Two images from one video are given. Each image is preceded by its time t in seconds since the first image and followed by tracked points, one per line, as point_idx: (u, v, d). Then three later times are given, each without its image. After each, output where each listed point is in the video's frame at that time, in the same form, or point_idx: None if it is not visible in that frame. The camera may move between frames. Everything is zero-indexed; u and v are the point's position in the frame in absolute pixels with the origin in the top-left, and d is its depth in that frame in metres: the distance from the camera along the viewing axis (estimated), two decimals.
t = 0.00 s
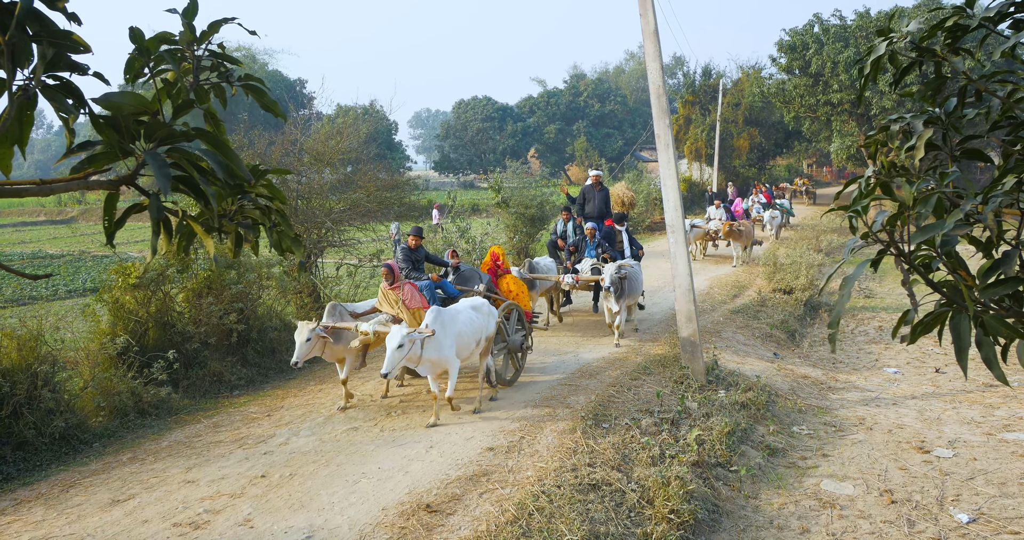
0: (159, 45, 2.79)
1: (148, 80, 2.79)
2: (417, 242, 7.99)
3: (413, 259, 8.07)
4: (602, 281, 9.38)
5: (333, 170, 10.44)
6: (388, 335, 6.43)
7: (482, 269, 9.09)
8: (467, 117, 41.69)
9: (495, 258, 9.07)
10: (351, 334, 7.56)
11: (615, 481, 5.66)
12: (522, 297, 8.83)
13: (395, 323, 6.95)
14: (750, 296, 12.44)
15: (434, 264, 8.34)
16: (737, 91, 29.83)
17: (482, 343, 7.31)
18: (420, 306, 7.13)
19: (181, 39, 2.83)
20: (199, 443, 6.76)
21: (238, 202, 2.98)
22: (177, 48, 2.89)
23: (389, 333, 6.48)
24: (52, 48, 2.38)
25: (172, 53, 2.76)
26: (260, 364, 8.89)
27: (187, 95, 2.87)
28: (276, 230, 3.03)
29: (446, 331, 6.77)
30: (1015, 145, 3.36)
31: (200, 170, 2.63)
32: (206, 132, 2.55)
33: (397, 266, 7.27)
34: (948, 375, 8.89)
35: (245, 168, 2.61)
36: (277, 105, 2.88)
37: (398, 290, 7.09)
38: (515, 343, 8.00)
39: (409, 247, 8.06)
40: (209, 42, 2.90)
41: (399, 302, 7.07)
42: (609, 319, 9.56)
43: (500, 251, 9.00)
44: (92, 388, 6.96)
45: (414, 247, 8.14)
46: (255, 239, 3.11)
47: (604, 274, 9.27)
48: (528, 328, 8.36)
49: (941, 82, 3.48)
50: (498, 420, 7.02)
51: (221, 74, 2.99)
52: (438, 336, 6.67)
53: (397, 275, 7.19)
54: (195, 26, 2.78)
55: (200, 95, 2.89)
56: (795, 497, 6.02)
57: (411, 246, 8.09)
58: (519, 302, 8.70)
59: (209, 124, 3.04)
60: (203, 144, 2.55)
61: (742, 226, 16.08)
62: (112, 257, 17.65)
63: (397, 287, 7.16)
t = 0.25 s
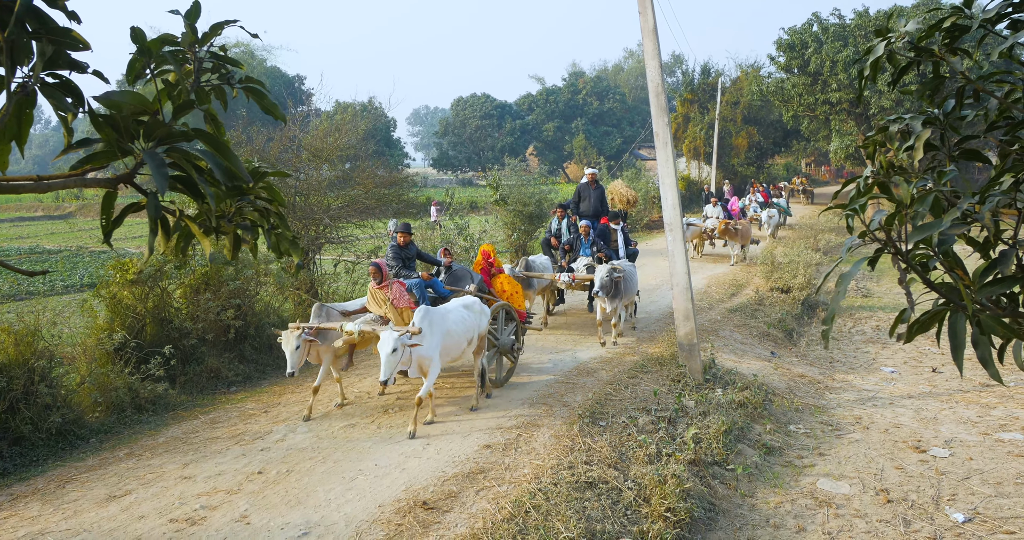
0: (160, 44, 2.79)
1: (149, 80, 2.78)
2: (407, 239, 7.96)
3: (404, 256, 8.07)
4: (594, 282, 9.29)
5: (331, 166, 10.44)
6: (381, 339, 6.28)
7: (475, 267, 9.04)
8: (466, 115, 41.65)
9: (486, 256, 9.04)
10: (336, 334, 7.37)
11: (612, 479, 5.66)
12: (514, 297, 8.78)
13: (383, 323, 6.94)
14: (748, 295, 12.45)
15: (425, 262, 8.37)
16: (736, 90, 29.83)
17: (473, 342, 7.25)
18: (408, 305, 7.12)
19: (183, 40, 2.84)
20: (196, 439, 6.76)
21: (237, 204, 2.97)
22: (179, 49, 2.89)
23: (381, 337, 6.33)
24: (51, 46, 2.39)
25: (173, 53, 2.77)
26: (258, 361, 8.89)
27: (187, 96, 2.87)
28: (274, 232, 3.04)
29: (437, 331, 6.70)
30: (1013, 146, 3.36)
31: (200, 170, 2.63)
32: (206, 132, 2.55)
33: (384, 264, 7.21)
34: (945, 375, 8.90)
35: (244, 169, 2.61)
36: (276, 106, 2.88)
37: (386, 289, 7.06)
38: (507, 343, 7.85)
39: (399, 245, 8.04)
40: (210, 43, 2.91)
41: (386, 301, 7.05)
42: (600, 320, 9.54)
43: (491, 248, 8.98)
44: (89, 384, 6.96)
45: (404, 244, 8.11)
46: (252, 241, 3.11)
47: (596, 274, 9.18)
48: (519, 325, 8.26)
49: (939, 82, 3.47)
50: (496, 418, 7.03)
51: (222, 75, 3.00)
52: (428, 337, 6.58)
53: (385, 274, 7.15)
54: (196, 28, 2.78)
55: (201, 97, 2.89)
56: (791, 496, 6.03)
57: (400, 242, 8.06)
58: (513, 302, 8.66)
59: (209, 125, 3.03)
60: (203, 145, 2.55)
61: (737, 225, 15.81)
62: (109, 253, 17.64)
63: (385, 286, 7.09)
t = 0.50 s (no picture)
0: (155, 34, 2.78)
1: (144, 70, 2.76)
2: (397, 236, 7.91)
3: (393, 253, 7.97)
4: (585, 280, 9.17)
5: (329, 160, 10.43)
6: (371, 335, 6.22)
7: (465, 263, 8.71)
8: (464, 110, 41.60)
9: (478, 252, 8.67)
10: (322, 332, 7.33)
11: (608, 473, 5.67)
12: (505, 294, 8.51)
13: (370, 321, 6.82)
14: (745, 290, 12.46)
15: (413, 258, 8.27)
16: (734, 86, 29.81)
17: (463, 339, 7.20)
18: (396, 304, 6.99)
19: (178, 28, 2.83)
20: (192, 433, 6.76)
21: (234, 194, 2.96)
22: (173, 38, 2.87)
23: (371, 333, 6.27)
24: (46, 37, 2.38)
25: (168, 42, 2.76)
26: (254, 354, 8.89)
27: (183, 85, 2.85)
28: (272, 222, 3.03)
29: (424, 328, 6.67)
30: (1012, 140, 3.36)
31: (196, 161, 2.63)
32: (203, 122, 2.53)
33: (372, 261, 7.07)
34: (941, 371, 8.92)
35: (241, 159, 2.60)
36: (272, 95, 2.87)
37: (372, 288, 6.93)
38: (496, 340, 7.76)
39: (389, 241, 7.95)
40: (205, 31, 2.90)
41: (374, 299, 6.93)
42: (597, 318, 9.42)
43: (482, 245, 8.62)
44: (85, 377, 6.96)
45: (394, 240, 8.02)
46: (250, 231, 3.10)
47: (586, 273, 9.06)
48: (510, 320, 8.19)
49: (939, 76, 3.47)
50: (492, 412, 7.04)
51: (217, 64, 2.99)
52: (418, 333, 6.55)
53: (373, 271, 7.01)
54: (190, 16, 2.76)
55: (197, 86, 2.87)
56: (787, 491, 6.04)
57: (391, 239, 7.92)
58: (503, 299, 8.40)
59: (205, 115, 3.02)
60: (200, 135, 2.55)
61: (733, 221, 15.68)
62: (106, 246, 17.62)
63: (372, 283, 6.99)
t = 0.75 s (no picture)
0: (154, 32, 2.78)
1: (143, 68, 2.76)
2: (387, 234, 7.86)
3: (382, 251, 7.90)
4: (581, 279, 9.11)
5: (329, 158, 10.43)
6: (358, 329, 6.12)
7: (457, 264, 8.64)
8: (464, 108, 41.60)
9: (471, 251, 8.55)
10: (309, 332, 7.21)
11: (606, 473, 5.67)
12: (496, 295, 8.42)
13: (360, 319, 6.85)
14: (744, 290, 12.46)
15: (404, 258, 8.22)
16: (735, 86, 29.82)
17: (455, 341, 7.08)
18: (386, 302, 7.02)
19: (178, 26, 2.83)
20: (191, 430, 6.76)
21: (233, 192, 2.94)
22: (173, 36, 2.87)
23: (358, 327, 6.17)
24: (46, 35, 2.38)
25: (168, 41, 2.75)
26: (253, 352, 8.89)
27: (182, 83, 2.84)
28: (271, 221, 3.02)
29: (415, 327, 6.56)
30: (1014, 141, 3.35)
31: (196, 158, 2.62)
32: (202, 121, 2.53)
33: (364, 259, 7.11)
34: (939, 372, 8.92)
35: (240, 157, 2.59)
36: (272, 94, 2.87)
37: (363, 285, 6.94)
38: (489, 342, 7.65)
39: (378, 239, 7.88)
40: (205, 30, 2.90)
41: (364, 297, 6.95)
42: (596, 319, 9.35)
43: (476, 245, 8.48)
44: (84, 374, 6.96)
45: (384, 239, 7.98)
46: (249, 229, 3.09)
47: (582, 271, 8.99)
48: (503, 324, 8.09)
49: (941, 76, 3.46)
50: (491, 411, 7.04)
51: (217, 63, 2.99)
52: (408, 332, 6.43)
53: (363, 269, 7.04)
54: (191, 14, 2.75)
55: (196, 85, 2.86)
56: (785, 491, 6.04)
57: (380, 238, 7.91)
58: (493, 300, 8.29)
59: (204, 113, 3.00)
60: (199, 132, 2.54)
61: (732, 222, 15.63)
62: (105, 243, 17.62)
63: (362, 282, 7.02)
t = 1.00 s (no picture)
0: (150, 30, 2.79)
1: (138, 65, 2.77)
2: (375, 232, 7.64)
3: (372, 249, 7.68)
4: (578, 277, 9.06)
5: (328, 155, 10.43)
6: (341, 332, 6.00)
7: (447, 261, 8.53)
8: (464, 105, 41.57)
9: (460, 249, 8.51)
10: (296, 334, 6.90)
11: (606, 469, 5.68)
12: (486, 294, 8.40)
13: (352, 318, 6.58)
14: (743, 287, 12.47)
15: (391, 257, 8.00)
16: (734, 83, 29.82)
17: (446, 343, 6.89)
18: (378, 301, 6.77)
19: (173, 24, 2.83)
20: (190, 427, 6.77)
21: (229, 189, 2.94)
22: (168, 33, 2.87)
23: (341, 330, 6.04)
24: (41, 31, 2.38)
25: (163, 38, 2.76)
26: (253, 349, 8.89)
27: (178, 80, 2.85)
28: (267, 218, 3.03)
29: (404, 328, 6.37)
30: (1014, 138, 3.34)
31: (192, 155, 2.62)
32: (198, 117, 2.53)
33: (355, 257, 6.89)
34: (939, 369, 8.93)
35: (236, 154, 2.59)
36: (268, 92, 2.87)
37: (355, 283, 6.71)
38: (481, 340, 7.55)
39: (367, 238, 7.68)
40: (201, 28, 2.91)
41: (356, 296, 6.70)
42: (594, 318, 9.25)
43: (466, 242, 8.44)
44: (83, 371, 6.96)
45: (372, 238, 7.77)
46: (245, 226, 3.09)
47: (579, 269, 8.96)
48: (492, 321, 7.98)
49: (941, 73, 3.45)
50: (490, 408, 7.04)
51: (213, 61, 3.00)
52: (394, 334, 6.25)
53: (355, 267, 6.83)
54: (185, 12, 2.75)
55: (192, 83, 2.87)
56: (784, 488, 6.05)
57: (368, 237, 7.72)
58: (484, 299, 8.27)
59: (201, 111, 3.00)
60: (195, 129, 2.55)
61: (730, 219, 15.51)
62: (105, 239, 17.62)
63: (354, 280, 6.79)
